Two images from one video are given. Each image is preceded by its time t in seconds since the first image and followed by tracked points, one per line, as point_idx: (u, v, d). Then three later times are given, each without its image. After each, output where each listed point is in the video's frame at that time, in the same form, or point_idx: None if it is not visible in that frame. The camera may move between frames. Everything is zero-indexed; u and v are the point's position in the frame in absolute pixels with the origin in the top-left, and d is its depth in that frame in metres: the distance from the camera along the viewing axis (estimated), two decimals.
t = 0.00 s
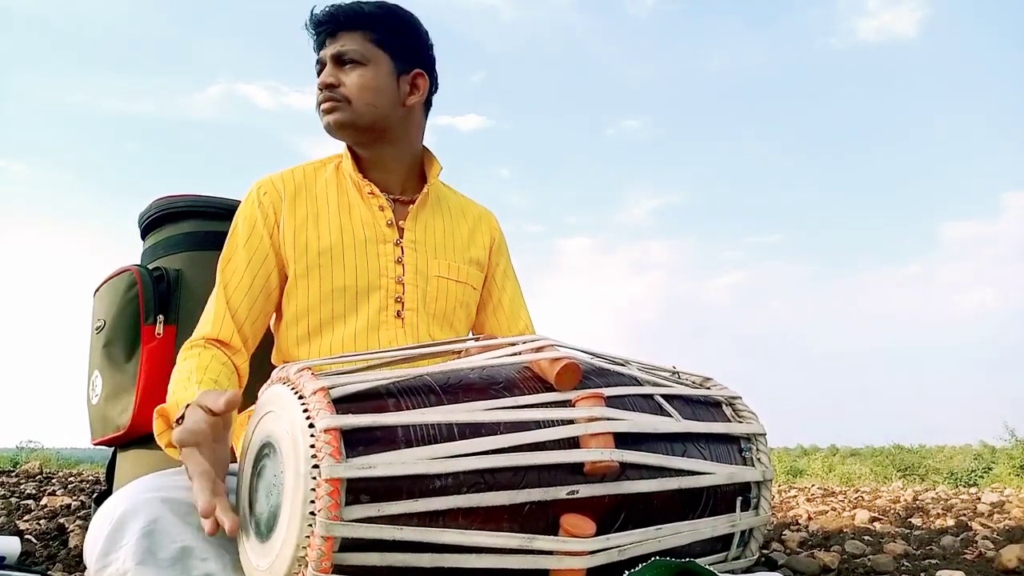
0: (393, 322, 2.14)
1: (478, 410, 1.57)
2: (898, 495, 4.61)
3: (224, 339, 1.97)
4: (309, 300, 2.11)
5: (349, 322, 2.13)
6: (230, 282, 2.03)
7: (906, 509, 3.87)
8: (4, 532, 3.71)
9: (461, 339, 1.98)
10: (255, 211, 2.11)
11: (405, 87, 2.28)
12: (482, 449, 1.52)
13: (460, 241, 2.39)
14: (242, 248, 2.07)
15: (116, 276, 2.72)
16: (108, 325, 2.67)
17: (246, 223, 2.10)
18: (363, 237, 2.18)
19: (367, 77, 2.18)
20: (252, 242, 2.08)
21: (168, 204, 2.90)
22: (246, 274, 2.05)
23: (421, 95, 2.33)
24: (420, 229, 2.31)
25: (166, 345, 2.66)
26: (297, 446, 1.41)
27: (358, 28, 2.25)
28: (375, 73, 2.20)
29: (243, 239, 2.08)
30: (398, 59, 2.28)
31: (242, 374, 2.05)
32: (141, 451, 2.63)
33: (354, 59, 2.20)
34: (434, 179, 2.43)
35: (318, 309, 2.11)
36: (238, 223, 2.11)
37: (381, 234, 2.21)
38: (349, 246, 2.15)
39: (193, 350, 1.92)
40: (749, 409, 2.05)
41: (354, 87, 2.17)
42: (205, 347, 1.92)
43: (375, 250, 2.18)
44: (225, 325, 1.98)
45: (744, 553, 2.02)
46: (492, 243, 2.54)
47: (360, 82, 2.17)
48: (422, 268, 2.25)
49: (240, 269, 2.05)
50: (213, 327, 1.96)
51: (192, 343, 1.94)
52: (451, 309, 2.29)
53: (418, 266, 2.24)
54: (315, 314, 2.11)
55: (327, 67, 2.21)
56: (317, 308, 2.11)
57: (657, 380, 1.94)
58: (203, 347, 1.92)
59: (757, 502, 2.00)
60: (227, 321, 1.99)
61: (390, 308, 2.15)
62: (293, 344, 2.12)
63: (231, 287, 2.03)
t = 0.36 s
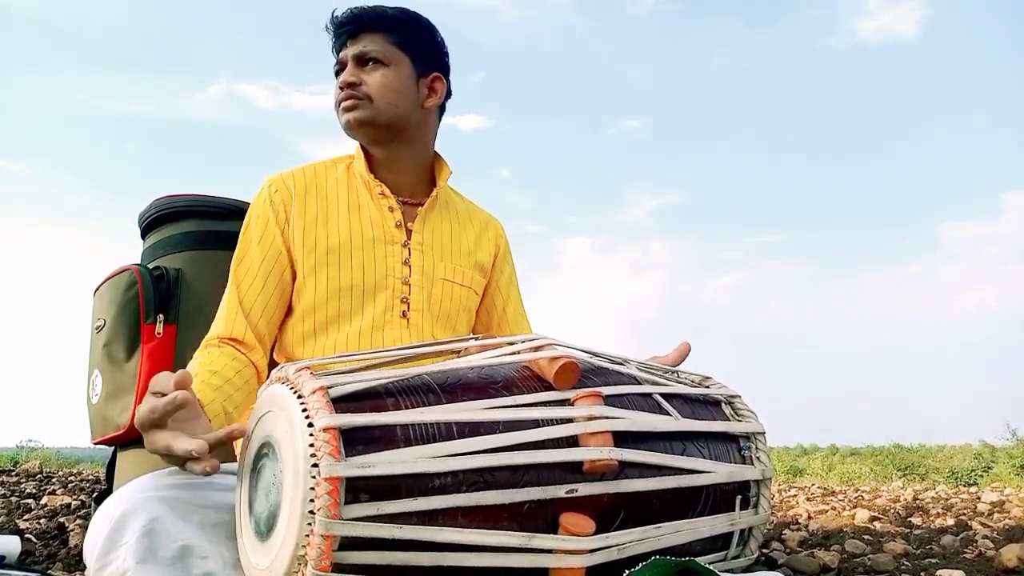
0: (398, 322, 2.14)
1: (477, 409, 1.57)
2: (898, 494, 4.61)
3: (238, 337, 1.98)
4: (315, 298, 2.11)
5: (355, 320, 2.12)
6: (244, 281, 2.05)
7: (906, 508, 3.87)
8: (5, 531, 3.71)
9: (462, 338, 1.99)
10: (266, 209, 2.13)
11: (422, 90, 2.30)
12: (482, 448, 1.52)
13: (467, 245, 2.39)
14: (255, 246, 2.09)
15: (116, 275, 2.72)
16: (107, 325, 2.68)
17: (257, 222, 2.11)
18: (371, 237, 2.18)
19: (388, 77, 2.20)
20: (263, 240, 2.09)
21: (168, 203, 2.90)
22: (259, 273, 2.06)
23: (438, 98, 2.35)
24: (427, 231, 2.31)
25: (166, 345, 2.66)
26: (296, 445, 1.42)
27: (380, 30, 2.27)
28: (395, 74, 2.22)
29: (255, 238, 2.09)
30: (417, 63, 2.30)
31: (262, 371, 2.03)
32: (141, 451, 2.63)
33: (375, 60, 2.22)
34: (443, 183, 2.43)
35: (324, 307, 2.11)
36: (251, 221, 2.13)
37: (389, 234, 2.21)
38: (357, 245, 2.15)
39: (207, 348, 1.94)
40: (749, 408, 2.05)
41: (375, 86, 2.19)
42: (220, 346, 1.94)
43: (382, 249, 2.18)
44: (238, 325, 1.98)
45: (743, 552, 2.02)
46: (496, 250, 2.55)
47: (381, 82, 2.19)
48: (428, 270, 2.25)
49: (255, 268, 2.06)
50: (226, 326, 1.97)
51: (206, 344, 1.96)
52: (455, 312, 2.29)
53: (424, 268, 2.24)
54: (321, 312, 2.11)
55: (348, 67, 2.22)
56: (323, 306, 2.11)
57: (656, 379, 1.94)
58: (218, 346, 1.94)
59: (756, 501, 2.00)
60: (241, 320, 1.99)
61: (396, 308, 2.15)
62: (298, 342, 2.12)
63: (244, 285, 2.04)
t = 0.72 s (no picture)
0: (400, 323, 2.14)
1: (479, 410, 1.57)
2: (898, 494, 4.60)
3: (237, 332, 1.95)
4: (318, 297, 2.11)
5: (356, 320, 2.12)
6: (246, 274, 2.02)
7: (907, 508, 3.87)
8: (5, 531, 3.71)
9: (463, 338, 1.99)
10: (270, 205, 2.11)
11: (429, 92, 2.31)
12: (483, 450, 1.52)
13: (468, 246, 2.40)
14: (258, 239, 2.06)
15: (116, 275, 2.72)
16: (108, 325, 2.68)
17: (260, 217, 2.09)
18: (374, 238, 2.18)
19: (398, 78, 2.20)
20: (265, 236, 2.07)
21: (168, 203, 2.90)
22: (261, 268, 2.05)
23: (442, 101, 2.37)
24: (429, 232, 2.31)
25: (166, 345, 2.66)
26: (297, 447, 1.41)
27: (389, 31, 2.27)
28: (405, 75, 2.22)
29: (258, 231, 2.07)
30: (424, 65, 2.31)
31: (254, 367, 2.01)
32: (142, 451, 2.63)
33: (385, 61, 2.22)
34: (444, 185, 2.43)
35: (326, 306, 2.11)
36: (253, 215, 2.10)
37: (392, 235, 2.21)
38: (359, 245, 2.15)
39: (203, 341, 1.89)
40: (749, 409, 2.05)
41: (385, 86, 2.19)
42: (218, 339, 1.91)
43: (385, 250, 2.18)
44: (239, 320, 1.96)
45: (743, 553, 2.02)
46: (497, 252, 2.55)
47: (391, 82, 2.19)
48: (429, 271, 2.25)
49: (257, 262, 2.04)
50: (226, 320, 1.94)
51: (203, 335, 1.92)
52: (456, 313, 2.29)
53: (425, 268, 2.24)
54: (324, 312, 2.11)
55: (358, 67, 2.22)
56: (326, 306, 2.11)
57: (657, 380, 1.94)
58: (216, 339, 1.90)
59: (757, 502, 2.00)
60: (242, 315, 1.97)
61: (398, 308, 2.15)
62: (300, 340, 2.12)
63: (245, 279, 2.02)
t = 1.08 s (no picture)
0: (397, 321, 2.14)
1: (478, 409, 1.57)
2: (898, 494, 4.60)
3: (242, 333, 1.96)
4: (314, 296, 2.11)
5: (353, 319, 2.12)
6: (247, 274, 2.03)
7: (906, 508, 3.87)
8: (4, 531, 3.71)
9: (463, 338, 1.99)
10: (269, 206, 2.12)
11: (413, 90, 2.29)
12: (482, 449, 1.52)
13: (467, 245, 2.39)
14: (257, 241, 2.07)
15: (116, 275, 2.72)
16: (108, 325, 2.68)
17: (259, 218, 2.11)
18: (372, 236, 2.18)
19: (374, 81, 2.20)
20: (264, 237, 2.08)
21: (168, 203, 2.90)
22: (261, 267, 2.05)
23: (431, 97, 2.33)
24: (428, 231, 2.31)
25: (166, 345, 2.66)
26: (297, 446, 1.41)
27: (368, 33, 2.26)
28: (382, 77, 2.21)
29: (257, 233, 2.08)
30: (406, 63, 2.29)
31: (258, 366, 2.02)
32: (142, 450, 2.63)
33: (362, 64, 2.22)
34: (444, 183, 2.42)
35: (323, 305, 2.11)
36: (253, 216, 2.12)
37: (390, 234, 2.21)
38: (356, 244, 2.15)
39: (210, 344, 1.92)
40: (749, 408, 2.05)
41: (361, 91, 2.19)
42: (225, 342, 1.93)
43: (383, 249, 2.18)
44: (244, 320, 1.97)
45: (743, 552, 2.02)
46: (498, 250, 2.55)
47: (366, 86, 2.19)
48: (427, 270, 2.25)
49: (256, 262, 2.05)
50: (230, 322, 1.96)
51: (209, 337, 1.93)
52: (454, 312, 2.29)
53: (423, 267, 2.24)
54: (320, 310, 2.11)
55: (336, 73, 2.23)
56: (322, 305, 2.11)
57: (657, 379, 1.94)
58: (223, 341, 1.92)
59: (756, 501, 2.00)
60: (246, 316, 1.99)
61: (395, 307, 2.15)
62: (298, 339, 2.12)
63: (246, 279, 2.03)
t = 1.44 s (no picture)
0: (394, 320, 2.14)
1: (478, 409, 1.57)
2: (898, 494, 4.60)
3: (240, 331, 1.97)
4: (313, 295, 2.11)
5: (350, 317, 2.12)
6: (244, 273, 2.04)
7: (906, 508, 3.87)
8: (4, 531, 3.71)
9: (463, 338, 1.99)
10: (267, 203, 2.13)
11: (414, 90, 2.29)
12: (482, 449, 1.52)
13: (466, 244, 2.40)
14: (254, 238, 2.08)
15: (116, 275, 2.73)
16: (108, 324, 2.68)
17: (257, 215, 2.11)
18: (369, 234, 2.17)
19: (374, 81, 2.20)
20: (262, 235, 2.09)
21: (168, 203, 2.90)
22: (259, 266, 2.06)
23: (432, 97, 2.33)
24: (426, 230, 2.31)
25: (166, 345, 2.66)
26: (297, 446, 1.41)
27: (367, 34, 2.26)
28: (382, 77, 2.21)
29: (254, 231, 2.08)
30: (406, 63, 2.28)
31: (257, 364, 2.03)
32: (142, 450, 2.63)
33: (362, 64, 2.21)
34: (443, 181, 2.42)
35: (320, 304, 2.11)
36: (251, 213, 2.12)
37: (387, 232, 2.21)
38: (354, 242, 2.15)
39: (207, 342, 1.92)
40: (749, 408, 2.05)
41: (361, 92, 2.19)
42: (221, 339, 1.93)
43: (380, 247, 2.18)
44: (241, 319, 1.98)
45: (743, 553, 2.02)
46: (496, 250, 2.55)
47: (366, 86, 2.19)
48: (424, 269, 2.25)
49: (253, 260, 2.05)
50: (229, 320, 1.97)
51: (206, 336, 1.94)
52: (450, 312, 2.29)
53: (421, 267, 2.24)
54: (317, 309, 2.11)
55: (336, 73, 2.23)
56: (320, 303, 2.11)
57: (657, 379, 1.93)
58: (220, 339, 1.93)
59: (757, 501, 2.00)
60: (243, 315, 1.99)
61: (392, 306, 2.15)
62: (296, 338, 2.12)
63: (243, 277, 2.03)
